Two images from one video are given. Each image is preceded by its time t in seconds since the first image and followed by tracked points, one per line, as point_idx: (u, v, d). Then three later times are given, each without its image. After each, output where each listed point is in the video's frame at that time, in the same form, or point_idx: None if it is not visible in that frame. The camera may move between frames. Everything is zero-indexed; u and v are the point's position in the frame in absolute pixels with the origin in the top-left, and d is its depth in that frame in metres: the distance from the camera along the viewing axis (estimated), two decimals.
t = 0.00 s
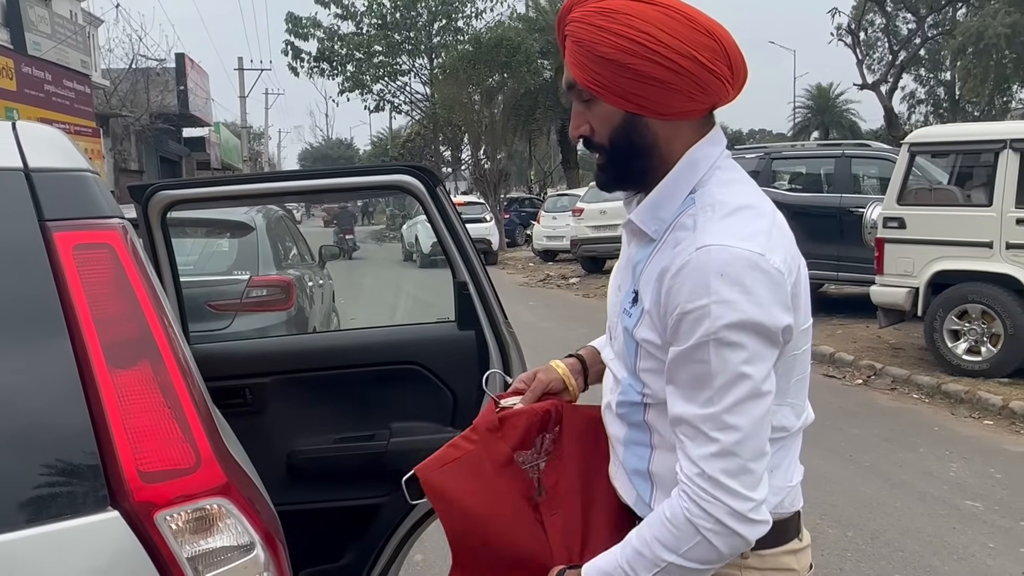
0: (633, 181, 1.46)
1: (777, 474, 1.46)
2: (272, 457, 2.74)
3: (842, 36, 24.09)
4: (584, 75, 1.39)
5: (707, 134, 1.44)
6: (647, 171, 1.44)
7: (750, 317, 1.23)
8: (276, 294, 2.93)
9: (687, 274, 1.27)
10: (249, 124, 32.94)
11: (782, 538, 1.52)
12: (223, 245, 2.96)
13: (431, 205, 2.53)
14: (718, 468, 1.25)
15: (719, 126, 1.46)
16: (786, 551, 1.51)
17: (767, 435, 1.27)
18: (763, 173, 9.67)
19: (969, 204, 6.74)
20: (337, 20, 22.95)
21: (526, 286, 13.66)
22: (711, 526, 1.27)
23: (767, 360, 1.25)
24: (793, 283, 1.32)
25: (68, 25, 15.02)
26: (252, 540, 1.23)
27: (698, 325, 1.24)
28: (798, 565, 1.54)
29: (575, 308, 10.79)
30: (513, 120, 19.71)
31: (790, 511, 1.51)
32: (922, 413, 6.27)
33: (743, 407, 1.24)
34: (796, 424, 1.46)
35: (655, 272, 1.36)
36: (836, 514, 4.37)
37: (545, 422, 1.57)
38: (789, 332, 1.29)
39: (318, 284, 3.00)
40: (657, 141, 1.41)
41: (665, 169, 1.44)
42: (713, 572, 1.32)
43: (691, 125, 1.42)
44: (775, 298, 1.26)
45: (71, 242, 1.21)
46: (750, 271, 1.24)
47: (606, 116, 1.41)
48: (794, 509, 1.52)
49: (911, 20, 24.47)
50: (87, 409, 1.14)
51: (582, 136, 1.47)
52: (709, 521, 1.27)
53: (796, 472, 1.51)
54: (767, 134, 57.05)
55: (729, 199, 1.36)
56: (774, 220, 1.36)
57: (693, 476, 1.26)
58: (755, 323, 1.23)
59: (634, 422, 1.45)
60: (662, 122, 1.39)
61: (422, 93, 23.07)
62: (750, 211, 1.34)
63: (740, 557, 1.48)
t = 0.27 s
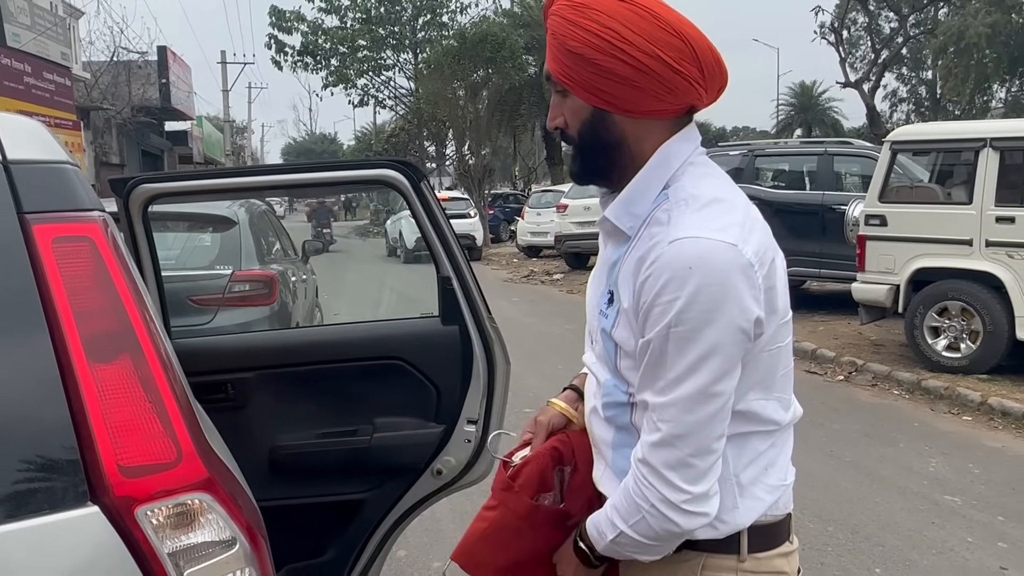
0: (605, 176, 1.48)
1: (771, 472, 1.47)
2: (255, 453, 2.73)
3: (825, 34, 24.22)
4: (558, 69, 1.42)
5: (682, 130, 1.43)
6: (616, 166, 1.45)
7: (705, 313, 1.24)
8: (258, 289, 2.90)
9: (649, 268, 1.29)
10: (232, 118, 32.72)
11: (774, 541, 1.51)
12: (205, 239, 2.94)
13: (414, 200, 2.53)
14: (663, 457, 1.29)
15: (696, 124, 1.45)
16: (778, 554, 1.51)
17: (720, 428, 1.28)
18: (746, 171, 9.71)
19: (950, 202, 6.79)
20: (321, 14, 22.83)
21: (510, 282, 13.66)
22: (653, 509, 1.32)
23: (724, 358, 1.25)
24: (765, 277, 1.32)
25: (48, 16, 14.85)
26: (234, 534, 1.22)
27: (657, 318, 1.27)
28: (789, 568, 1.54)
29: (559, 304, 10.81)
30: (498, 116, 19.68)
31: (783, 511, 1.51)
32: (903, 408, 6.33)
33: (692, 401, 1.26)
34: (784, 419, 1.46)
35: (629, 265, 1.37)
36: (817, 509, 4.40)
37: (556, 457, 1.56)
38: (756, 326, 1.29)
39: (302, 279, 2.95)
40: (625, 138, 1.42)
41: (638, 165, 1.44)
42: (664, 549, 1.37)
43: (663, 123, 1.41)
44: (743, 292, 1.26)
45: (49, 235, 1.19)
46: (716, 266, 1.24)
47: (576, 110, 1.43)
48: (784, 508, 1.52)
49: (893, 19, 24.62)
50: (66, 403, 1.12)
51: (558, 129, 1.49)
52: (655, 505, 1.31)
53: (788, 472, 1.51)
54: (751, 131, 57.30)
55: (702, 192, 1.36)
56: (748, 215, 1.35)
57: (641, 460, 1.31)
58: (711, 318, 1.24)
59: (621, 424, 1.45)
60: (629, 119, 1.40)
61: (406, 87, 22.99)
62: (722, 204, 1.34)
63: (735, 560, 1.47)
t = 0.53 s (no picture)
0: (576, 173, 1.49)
1: (756, 466, 1.47)
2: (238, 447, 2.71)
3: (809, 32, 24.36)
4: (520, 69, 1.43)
5: (652, 120, 1.43)
6: (586, 160, 1.46)
7: (679, 292, 1.23)
8: (242, 283, 2.89)
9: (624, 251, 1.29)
10: (215, 111, 32.49)
11: (761, 539, 1.49)
12: (187, 232, 2.91)
13: (400, 191, 2.53)
14: (644, 439, 1.28)
15: (667, 112, 1.45)
16: (765, 553, 1.49)
17: (698, 409, 1.27)
18: (730, 167, 9.74)
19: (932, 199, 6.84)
20: (305, 7, 22.70)
21: (495, 277, 13.65)
22: (636, 493, 1.31)
23: (699, 337, 1.25)
24: (739, 258, 1.32)
25: (29, 7, 14.68)
26: (216, 526, 1.21)
27: (630, 298, 1.27)
28: (776, 566, 1.52)
29: (544, 299, 10.81)
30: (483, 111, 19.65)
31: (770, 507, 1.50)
32: (884, 404, 6.37)
33: (670, 382, 1.25)
34: (765, 407, 1.47)
35: (604, 251, 1.36)
36: (800, 503, 4.43)
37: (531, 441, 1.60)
38: (731, 306, 1.29)
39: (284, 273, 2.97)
40: (591, 131, 1.42)
41: (611, 156, 1.44)
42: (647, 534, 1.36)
43: (628, 114, 1.41)
44: (714, 271, 1.26)
45: (28, 222, 1.16)
46: (688, 245, 1.24)
47: (542, 108, 1.44)
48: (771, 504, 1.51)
49: (877, 18, 24.77)
50: (46, 392, 1.10)
51: (530, 130, 1.50)
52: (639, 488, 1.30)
53: (772, 466, 1.51)
54: (735, 128, 57.53)
55: (675, 177, 1.36)
56: (722, 197, 1.35)
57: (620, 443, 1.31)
58: (686, 297, 1.23)
59: (601, 418, 1.44)
60: (594, 113, 1.40)
61: (391, 82, 22.91)
62: (693, 186, 1.34)
63: (723, 559, 1.45)
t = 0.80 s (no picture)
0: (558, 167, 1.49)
1: (734, 464, 1.48)
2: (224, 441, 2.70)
3: (795, 28, 24.46)
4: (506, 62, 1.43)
5: (638, 115, 1.43)
6: (571, 153, 1.45)
7: (662, 288, 1.23)
8: (227, 277, 2.85)
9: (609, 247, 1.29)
10: (199, 104, 32.28)
11: (741, 534, 1.50)
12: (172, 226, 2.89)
13: (387, 184, 2.51)
14: (629, 437, 1.27)
15: (653, 107, 1.45)
16: (743, 548, 1.50)
17: (682, 406, 1.27)
18: (716, 163, 9.78)
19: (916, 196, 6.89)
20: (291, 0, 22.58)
21: (481, 272, 13.65)
22: (621, 495, 1.29)
23: (682, 333, 1.25)
24: (722, 254, 1.32)
25: None
26: (206, 520, 1.20)
27: (613, 294, 1.27)
28: (755, 561, 1.53)
29: (531, 295, 10.82)
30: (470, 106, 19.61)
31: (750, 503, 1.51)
32: (868, 399, 6.42)
33: (653, 377, 1.25)
34: (746, 404, 1.47)
35: (589, 247, 1.37)
36: (784, 497, 4.46)
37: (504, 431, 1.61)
38: (714, 303, 1.29)
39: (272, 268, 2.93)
40: (575, 123, 1.42)
41: (596, 150, 1.44)
42: (636, 539, 1.34)
43: (612, 106, 1.41)
44: (697, 267, 1.26)
45: (16, 215, 1.15)
46: (668, 240, 1.24)
47: (526, 100, 1.43)
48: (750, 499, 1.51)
49: (862, 16, 24.88)
50: (33, 385, 1.09)
51: (516, 122, 1.50)
52: (626, 491, 1.29)
53: (751, 463, 1.52)
54: (721, 125, 57.68)
55: (660, 172, 1.36)
56: (706, 193, 1.36)
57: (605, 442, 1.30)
58: (667, 291, 1.23)
59: (581, 414, 1.44)
60: (577, 106, 1.40)
61: (378, 76, 22.82)
62: (678, 183, 1.34)
63: (702, 555, 1.46)
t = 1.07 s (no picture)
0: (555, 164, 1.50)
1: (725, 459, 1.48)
2: (218, 435, 2.70)
3: (784, 25, 24.55)
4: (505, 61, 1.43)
5: (639, 114, 1.44)
6: (569, 151, 1.45)
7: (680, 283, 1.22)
8: (218, 271, 2.86)
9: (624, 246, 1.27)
10: (187, 98, 32.12)
11: (727, 523, 1.51)
12: (162, 220, 2.86)
13: (383, 180, 2.52)
14: (660, 435, 1.23)
15: (653, 106, 1.46)
16: (730, 537, 1.51)
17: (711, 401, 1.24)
18: (706, 160, 9.81)
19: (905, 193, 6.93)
20: None
21: (471, 268, 13.66)
22: (659, 494, 1.25)
23: (703, 328, 1.23)
24: (725, 254, 1.33)
25: None
26: (208, 514, 1.21)
27: (631, 293, 1.25)
28: (743, 551, 1.54)
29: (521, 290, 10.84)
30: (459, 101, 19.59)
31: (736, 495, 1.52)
32: (856, 395, 6.47)
33: (682, 373, 1.22)
34: (735, 405, 1.49)
35: (596, 247, 1.35)
36: (774, 492, 4.49)
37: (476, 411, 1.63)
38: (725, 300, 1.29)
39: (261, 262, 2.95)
40: (572, 121, 1.42)
41: (596, 150, 1.44)
42: (660, 542, 1.31)
43: (609, 104, 1.40)
44: (708, 264, 1.26)
45: (19, 210, 1.15)
46: (681, 239, 1.24)
47: (525, 97, 1.43)
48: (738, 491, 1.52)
49: (851, 13, 24.95)
50: (37, 378, 1.09)
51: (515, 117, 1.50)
52: (664, 490, 1.24)
53: (738, 459, 1.53)
54: (710, 121, 57.80)
55: (663, 174, 1.36)
56: (708, 195, 1.36)
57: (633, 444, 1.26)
58: (685, 287, 1.23)
59: (574, 410, 1.45)
60: (574, 104, 1.40)
61: (367, 70, 22.76)
62: (683, 185, 1.34)
63: (686, 545, 1.47)
